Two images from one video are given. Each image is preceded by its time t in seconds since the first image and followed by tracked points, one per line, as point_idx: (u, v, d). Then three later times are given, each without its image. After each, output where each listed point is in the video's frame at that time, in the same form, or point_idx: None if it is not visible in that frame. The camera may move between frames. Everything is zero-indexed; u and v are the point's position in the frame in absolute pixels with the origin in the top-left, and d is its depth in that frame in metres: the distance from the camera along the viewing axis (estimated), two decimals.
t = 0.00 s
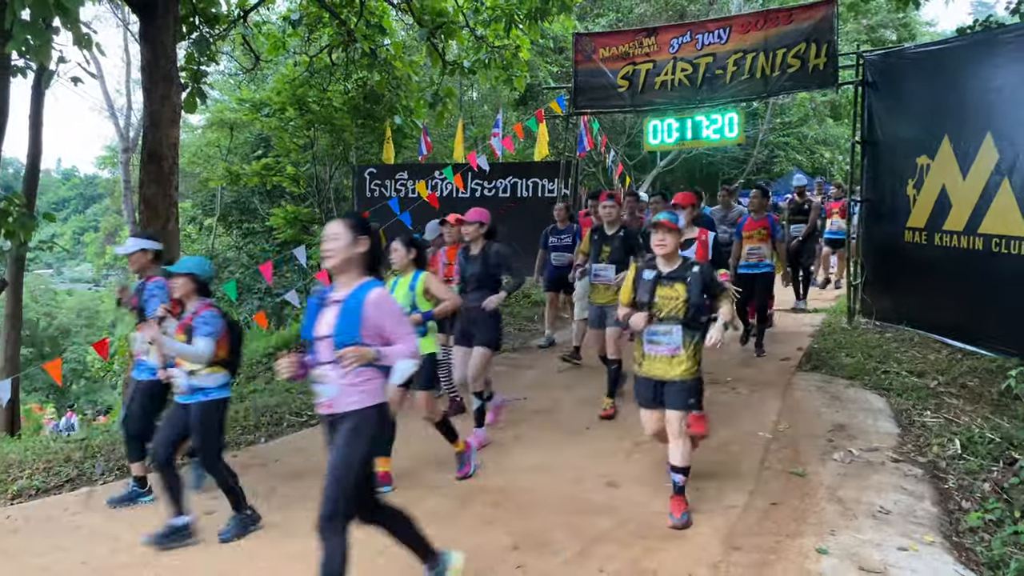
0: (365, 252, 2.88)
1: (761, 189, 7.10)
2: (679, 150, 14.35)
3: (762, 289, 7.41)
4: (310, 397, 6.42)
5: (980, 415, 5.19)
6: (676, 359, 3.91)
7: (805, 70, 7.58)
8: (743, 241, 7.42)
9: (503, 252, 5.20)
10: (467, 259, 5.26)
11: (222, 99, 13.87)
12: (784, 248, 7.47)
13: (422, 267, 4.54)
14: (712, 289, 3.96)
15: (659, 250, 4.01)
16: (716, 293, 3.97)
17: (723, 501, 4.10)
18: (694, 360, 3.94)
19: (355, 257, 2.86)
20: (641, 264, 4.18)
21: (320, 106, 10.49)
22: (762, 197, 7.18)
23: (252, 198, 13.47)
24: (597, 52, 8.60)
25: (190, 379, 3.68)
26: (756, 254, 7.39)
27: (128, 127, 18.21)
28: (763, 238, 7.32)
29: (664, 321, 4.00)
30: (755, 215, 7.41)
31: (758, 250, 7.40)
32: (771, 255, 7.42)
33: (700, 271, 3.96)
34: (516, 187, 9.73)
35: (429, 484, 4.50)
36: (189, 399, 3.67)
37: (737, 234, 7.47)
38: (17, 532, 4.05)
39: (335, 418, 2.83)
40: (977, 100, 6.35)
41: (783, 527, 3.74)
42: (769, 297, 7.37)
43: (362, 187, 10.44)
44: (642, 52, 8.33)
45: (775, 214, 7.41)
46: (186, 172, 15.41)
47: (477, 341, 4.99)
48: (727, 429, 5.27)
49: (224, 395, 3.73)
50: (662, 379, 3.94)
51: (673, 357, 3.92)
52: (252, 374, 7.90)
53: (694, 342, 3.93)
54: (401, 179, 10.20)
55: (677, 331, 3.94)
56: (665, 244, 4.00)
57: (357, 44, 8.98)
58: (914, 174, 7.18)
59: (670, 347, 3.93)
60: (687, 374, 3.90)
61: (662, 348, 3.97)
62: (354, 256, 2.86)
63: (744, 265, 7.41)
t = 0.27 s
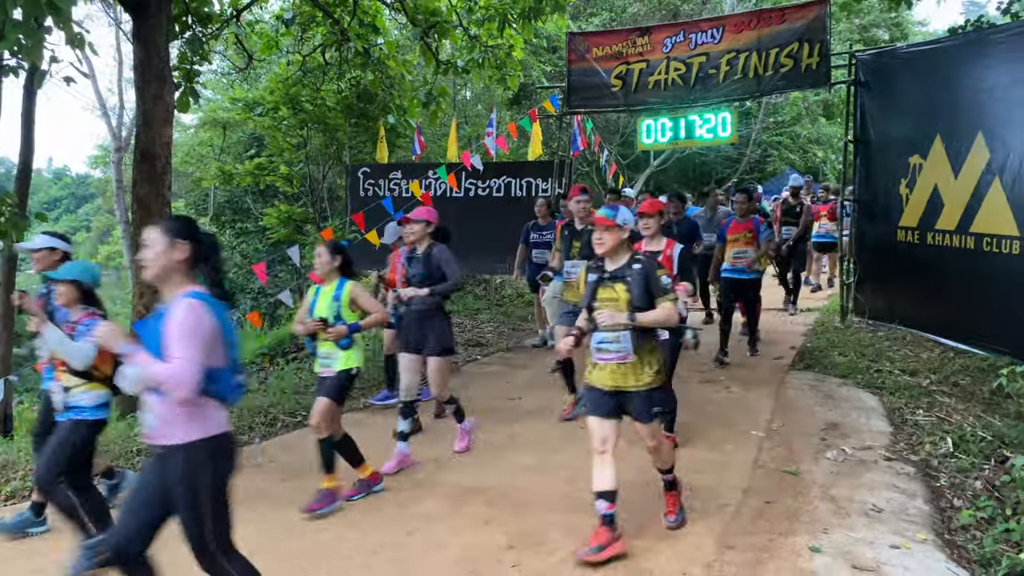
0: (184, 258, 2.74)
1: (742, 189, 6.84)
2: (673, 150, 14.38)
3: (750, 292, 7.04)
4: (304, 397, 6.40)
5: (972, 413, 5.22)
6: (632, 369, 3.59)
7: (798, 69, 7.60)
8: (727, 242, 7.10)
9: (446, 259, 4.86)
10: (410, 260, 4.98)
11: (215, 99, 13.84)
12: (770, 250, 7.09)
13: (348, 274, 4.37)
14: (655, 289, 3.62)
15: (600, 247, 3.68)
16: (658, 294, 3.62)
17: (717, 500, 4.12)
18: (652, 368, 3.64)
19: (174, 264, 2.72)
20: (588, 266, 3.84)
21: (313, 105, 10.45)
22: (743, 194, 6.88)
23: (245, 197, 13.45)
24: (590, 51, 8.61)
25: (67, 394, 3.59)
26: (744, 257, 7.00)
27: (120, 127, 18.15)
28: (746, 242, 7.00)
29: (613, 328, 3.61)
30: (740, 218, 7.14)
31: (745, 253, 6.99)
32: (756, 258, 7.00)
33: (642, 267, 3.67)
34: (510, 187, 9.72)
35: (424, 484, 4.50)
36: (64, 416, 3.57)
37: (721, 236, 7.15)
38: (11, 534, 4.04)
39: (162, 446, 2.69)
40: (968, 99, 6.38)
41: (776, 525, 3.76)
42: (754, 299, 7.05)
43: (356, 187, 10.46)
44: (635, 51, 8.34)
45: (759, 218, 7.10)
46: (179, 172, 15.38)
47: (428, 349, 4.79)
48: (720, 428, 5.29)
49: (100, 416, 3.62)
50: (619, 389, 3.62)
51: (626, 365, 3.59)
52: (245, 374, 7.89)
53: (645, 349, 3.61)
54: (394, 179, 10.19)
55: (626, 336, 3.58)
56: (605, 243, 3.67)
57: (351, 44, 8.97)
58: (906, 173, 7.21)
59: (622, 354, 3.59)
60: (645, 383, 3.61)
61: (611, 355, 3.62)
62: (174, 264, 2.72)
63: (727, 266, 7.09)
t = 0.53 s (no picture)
0: None
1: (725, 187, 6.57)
2: (666, 150, 14.40)
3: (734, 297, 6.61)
4: (297, 397, 6.38)
5: (964, 412, 5.24)
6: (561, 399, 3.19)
7: (790, 70, 7.63)
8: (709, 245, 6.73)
9: (396, 261, 4.54)
10: (353, 266, 4.57)
11: (208, 99, 13.81)
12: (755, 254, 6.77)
13: (261, 285, 4.03)
14: (594, 311, 3.19)
15: (528, 262, 3.26)
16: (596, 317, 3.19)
17: (712, 499, 4.13)
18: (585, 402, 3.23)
19: None
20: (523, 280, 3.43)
21: (305, 105, 10.39)
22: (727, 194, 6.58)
23: (238, 197, 13.42)
24: (583, 51, 8.62)
25: None
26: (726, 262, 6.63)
27: (112, 126, 18.08)
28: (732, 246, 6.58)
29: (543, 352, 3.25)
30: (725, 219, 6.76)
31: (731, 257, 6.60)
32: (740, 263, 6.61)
33: (575, 288, 3.22)
34: (503, 187, 9.72)
35: (419, 484, 4.50)
36: None
37: (706, 237, 6.74)
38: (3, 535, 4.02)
39: None
40: (959, 99, 6.42)
41: (770, 523, 3.77)
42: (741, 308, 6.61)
43: (349, 187, 10.37)
44: (629, 52, 8.35)
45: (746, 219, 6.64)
46: (172, 172, 15.33)
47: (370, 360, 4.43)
48: (714, 428, 5.30)
49: None
50: (541, 421, 3.24)
51: (552, 397, 3.19)
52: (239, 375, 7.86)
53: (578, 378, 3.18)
54: (387, 179, 10.17)
55: (554, 364, 3.21)
56: (532, 257, 3.24)
57: (344, 44, 8.96)
58: (898, 173, 7.24)
59: (551, 383, 3.21)
60: (570, 416, 3.20)
61: (540, 384, 3.26)
62: None
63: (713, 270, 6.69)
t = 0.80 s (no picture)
0: None
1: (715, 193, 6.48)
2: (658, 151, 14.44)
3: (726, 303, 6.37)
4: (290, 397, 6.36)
5: (955, 411, 5.27)
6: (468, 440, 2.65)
7: (782, 71, 7.66)
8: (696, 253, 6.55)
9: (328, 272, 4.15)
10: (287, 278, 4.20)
11: (199, 99, 13.77)
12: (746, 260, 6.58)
13: (153, 293, 3.76)
14: (504, 339, 2.59)
15: (437, 276, 2.69)
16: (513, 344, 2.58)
17: (705, 498, 4.14)
18: (499, 443, 2.68)
19: None
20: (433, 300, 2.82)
21: (298, 106, 10.41)
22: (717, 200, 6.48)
23: (230, 198, 13.38)
24: (575, 52, 8.63)
25: None
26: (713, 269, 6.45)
27: (103, 127, 18.01)
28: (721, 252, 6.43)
29: (445, 385, 2.69)
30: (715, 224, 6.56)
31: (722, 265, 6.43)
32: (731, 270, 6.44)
33: (486, 312, 2.61)
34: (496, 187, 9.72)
35: (413, 484, 4.50)
36: None
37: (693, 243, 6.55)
38: None
39: None
40: (949, 101, 6.45)
41: (764, 522, 3.79)
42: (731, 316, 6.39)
43: (341, 187, 10.38)
44: (621, 52, 8.37)
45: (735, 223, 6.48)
46: (163, 173, 15.28)
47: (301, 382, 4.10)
48: (706, 427, 5.32)
49: None
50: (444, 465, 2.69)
51: (459, 438, 2.66)
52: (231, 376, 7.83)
53: (490, 417, 2.63)
54: (380, 179, 10.17)
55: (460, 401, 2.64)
56: (444, 272, 2.68)
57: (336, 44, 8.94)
58: (888, 174, 7.28)
59: (455, 423, 2.67)
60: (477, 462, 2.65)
61: (445, 424, 2.69)
62: None
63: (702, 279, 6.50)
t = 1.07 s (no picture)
0: None
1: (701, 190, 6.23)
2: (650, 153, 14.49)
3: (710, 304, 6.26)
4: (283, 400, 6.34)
5: (947, 411, 5.30)
6: (339, 447, 2.59)
7: (774, 72, 7.69)
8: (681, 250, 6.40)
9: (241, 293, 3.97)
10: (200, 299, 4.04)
11: (190, 101, 13.72)
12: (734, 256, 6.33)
13: (39, 295, 3.73)
14: (355, 336, 2.50)
15: (306, 274, 2.58)
16: (363, 343, 2.48)
17: (700, 499, 4.15)
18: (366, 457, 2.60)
19: None
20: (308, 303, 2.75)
21: (290, 107, 10.41)
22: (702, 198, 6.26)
23: (222, 200, 13.35)
24: (568, 54, 8.64)
25: None
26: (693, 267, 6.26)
27: (93, 129, 17.93)
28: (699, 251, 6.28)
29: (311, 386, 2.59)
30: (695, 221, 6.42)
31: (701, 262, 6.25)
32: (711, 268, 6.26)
33: (343, 306, 2.54)
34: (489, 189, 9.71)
35: (407, 487, 4.49)
36: None
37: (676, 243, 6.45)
38: None
39: None
40: (940, 102, 6.48)
41: (759, 523, 3.79)
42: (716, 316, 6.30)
43: (334, 189, 10.38)
44: (614, 54, 8.37)
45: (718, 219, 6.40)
46: (155, 175, 15.24)
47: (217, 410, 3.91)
48: (700, 429, 5.33)
49: None
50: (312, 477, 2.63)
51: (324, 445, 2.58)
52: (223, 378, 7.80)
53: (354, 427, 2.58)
54: (373, 181, 10.16)
55: (322, 405, 2.56)
56: (319, 267, 2.56)
57: (328, 46, 8.92)
58: (880, 175, 7.31)
59: (319, 429, 2.58)
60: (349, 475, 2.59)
61: (307, 429, 2.62)
62: None
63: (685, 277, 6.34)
